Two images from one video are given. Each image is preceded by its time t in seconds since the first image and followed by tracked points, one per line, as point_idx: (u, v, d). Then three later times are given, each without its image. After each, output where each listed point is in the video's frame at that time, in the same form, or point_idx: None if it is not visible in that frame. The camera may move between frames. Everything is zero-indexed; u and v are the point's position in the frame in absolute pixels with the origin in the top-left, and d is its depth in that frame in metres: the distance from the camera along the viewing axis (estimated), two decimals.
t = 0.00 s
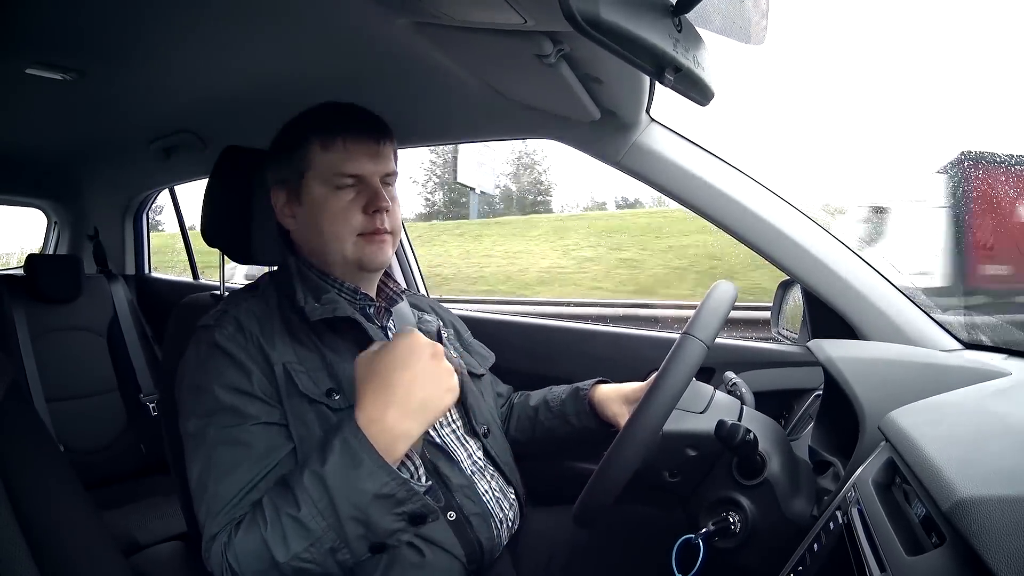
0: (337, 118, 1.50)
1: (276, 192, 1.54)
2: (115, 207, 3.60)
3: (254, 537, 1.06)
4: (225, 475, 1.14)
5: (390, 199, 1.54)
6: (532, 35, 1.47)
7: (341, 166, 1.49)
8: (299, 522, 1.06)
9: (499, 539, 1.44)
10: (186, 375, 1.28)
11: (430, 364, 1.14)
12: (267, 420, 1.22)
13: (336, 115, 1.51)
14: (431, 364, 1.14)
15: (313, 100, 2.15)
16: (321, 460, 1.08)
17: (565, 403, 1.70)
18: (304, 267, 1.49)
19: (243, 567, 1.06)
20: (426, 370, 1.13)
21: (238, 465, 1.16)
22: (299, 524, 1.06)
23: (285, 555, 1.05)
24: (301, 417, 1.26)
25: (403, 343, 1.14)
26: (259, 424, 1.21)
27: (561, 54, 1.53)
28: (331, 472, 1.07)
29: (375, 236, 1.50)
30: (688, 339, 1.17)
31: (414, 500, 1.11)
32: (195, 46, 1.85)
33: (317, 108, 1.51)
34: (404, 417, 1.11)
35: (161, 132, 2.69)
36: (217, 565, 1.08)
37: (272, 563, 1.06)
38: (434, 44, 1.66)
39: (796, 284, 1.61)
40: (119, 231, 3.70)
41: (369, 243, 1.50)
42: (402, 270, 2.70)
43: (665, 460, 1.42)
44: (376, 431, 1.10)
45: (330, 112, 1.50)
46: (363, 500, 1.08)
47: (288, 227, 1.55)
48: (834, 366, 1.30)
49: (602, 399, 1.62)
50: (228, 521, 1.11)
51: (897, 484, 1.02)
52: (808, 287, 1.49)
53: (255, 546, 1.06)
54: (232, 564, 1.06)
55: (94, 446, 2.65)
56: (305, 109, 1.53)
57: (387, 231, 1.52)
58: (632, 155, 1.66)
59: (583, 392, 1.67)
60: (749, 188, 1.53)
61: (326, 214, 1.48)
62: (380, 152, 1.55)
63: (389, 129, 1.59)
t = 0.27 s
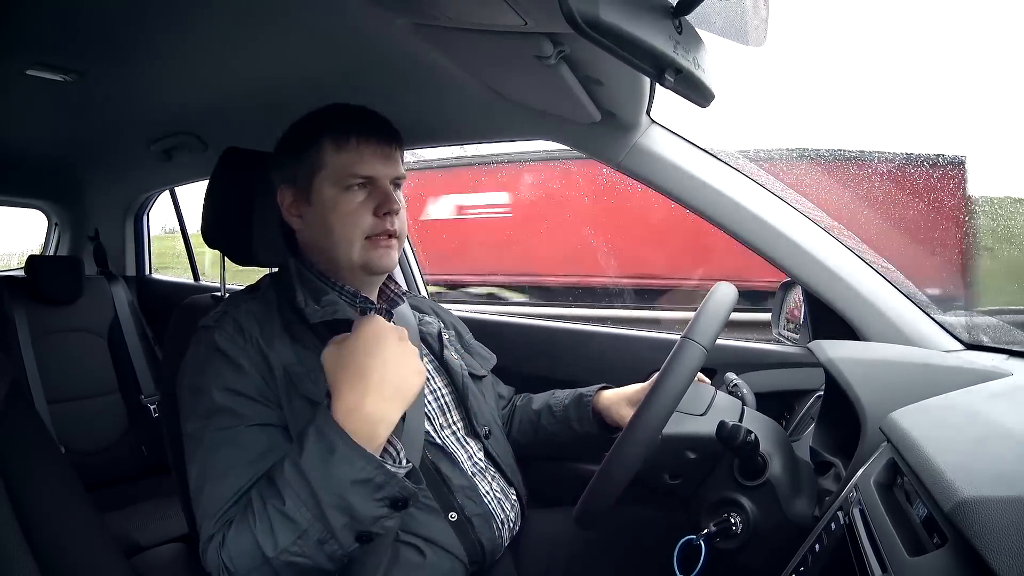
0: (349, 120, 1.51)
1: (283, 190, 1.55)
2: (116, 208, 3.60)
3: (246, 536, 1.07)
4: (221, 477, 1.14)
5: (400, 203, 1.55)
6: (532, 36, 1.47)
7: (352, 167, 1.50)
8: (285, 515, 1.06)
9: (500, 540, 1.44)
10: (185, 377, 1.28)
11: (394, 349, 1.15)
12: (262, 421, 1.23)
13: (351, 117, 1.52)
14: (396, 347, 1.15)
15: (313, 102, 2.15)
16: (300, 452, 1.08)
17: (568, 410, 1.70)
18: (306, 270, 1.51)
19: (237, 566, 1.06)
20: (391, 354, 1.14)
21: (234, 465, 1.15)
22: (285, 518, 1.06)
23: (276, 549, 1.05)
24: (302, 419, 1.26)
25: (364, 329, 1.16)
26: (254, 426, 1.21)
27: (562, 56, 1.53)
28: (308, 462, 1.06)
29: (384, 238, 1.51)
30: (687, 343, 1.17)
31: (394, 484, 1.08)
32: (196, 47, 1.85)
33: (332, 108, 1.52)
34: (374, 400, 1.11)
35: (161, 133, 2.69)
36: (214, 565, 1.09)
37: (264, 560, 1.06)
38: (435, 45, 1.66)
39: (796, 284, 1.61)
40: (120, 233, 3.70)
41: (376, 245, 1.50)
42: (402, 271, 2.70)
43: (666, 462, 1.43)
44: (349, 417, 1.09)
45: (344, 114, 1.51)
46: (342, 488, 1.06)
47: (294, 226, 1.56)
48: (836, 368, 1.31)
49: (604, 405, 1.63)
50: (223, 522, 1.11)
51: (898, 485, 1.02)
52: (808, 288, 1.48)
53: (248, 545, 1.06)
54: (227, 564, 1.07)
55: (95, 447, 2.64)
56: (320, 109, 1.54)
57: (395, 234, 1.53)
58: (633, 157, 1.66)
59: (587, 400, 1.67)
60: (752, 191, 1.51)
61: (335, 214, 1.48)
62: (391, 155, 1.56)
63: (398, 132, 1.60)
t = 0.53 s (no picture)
0: (352, 121, 1.52)
1: (285, 191, 1.55)
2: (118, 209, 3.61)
3: (250, 536, 1.06)
4: (224, 476, 1.14)
5: (403, 204, 1.56)
6: (533, 37, 1.47)
7: (356, 168, 1.50)
8: (290, 516, 1.06)
9: (501, 540, 1.44)
10: (188, 377, 1.29)
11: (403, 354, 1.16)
12: (266, 421, 1.23)
13: (354, 117, 1.53)
14: (404, 351, 1.16)
15: (314, 103, 2.15)
16: (309, 453, 1.08)
17: (571, 410, 1.70)
18: (308, 272, 1.51)
19: (241, 565, 1.06)
20: (399, 358, 1.15)
21: (237, 465, 1.16)
22: (291, 518, 1.06)
23: (279, 551, 1.05)
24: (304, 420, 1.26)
25: (374, 334, 1.17)
26: (259, 426, 1.21)
27: (563, 56, 1.53)
28: (317, 463, 1.07)
29: (387, 238, 1.51)
30: (687, 344, 1.17)
31: (401, 489, 1.08)
32: (198, 48, 1.85)
33: (335, 109, 1.52)
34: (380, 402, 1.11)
35: (162, 134, 2.69)
36: (217, 564, 1.09)
37: (268, 560, 1.06)
38: (435, 46, 1.66)
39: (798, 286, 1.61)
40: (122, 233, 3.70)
41: (380, 245, 1.50)
42: (404, 272, 2.71)
43: (668, 463, 1.41)
44: (356, 418, 1.10)
45: (348, 114, 1.52)
46: (349, 490, 1.06)
47: (297, 228, 1.56)
48: (838, 370, 1.30)
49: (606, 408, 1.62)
50: (227, 521, 1.11)
51: (899, 486, 1.02)
52: (809, 288, 1.49)
53: (252, 544, 1.06)
54: (230, 564, 1.07)
55: (96, 448, 2.65)
56: (323, 110, 1.54)
57: (398, 234, 1.53)
58: (634, 158, 1.66)
59: (590, 400, 1.67)
60: (752, 191, 1.53)
61: (339, 214, 1.49)
62: (394, 156, 1.56)
63: (399, 133, 1.61)
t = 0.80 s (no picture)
0: (354, 121, 1.52)
1: (287, 192, 1.55)
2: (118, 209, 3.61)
3: (254, 536, 1.06)
4: (227, 477, 1.14)
5: (405, 202, 1.56)
6: (535, 36, 1.47)
7: (359, 167, 1.50)
8: (297, 518, 1.06)
9: (503, 540, 1.44)
10: (190, 377, 1.28)
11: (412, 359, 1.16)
12: (268, 421, 1.23)
13: (356, 116, 1.53)
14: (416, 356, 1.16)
15: (315, 103, 2.16)
16: (317, 456, 1.08)
17: (570, 408, 1.69)
18: (309, 271, 1.51)
19: (244, 565, 1.07)
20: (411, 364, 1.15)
21: (240, 466, 1.16)
22: (298, 520, 1.06)
23: (285, 551, 1.05)
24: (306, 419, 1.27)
25: (385, 338, 1.16)
26: (262, 426, 1.21)
27: (564, 56, 1.53)
28: (326, 467, 1.07)
29: (390, 237, 1.51)
30: (689, 342, 1.17)
31: (410, 492, 1.09)
32: (199, 48, 1.85)
33: (336, 109, 1.52)
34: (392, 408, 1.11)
35: (163, 134, 2.70)
36: (219, 564, 1.09)
37: (273, 561, 1.06)
38: (436, 46, 1.66)
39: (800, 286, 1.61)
40: (122, 234, 3.70)
41: (382, 244, 1.50)
42: (404, 272, 2.71)
43: (671, 461, 1.40)
44: (368, 422, 1.10)
45: (349, 115, 1.52)
46: (358, 493, 1.06)
47: (298, 228, 1.56)
48: (839, 368, 1.30)
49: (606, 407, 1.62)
50: (229, 522, 1.11)
51: (900, 485, 1.02)
52: (811, 287, 1.49)
53: (256, 545, 1.06)
54: (233, 563, 1.07)
55: (97, 448, 2.65)
56: (324, 110, 1.55)
57: (401, 232, 1.53)
58: (636, 157, 1.66)
59: (589, 398, 1.67)
60: (755, 191, 1.53)
61: (341, 213, 1.49)
62: (396, 155, 1.57)
63: (401, 133, 1.61)
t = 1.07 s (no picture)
0: (360, 122, 1.52)
1: (292, 192, 1.56)
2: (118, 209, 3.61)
3: (268, 535, 1.06)
4: (234, 476, 1.14)
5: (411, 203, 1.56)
6: (536, 36, 1.47)
7: (365, 167, 1.51)
8: (316, 522, 1.06)
9: (504, 540, 1.44)
10: (194, 376, 1.29)
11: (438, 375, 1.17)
12: (276, 422, 1.23)
13: (364, 117, 1.52)
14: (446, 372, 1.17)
15: (316, 102, 2.15)
16: (343, 461, 1.09)
17: (569, 402, 1.71)
18: (314, 271, 1.49)
19: (254, 565, 1.06)
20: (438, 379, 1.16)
21: (246, 466, 1.16)
22: (318, 525, 1.06)
23: (300, 555, 1.05)
24: (310, 419, 1.27)
25: (418, 350, 1.17)
26: (269, 426, 1.21)
27: (565, 56, 1.53)
28: (351, 474, 1.07)
29: (394, 238, 1.52)
30: (692, 338, 1.17)
31: (433, 503, 1.10)
32: (200, 48, 1.85)
33: (343, 108, 1.52)
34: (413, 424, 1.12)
35: (164, 134, 2.69)
36: (225, 564, 1.08)
37: (285, 564, 1.06)
38: (437, 45, 1.66)
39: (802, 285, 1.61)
40: (123, 234, 3.70)
41: (387, 245, 1.51)
42: (405, 272, 2.71)
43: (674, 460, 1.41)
44: (391, 432, 1.10)
45: (356, 115, 1.51)
46: (382, 501, 1.07)
47: (303, 227, 1.57)
48: (839, 365, 1.31)
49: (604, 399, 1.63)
50: (237, 522, 1.11)
51: (902, 485, 1.02)
52: (815, 289, 1.48)
53: (268, 545, 1.06)
54: (242, 563, 1.06)
55: (98, 448, 2.65)
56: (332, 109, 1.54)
57: (406, 234, 1.54)
58: (637, 157, 1.66)
59: (586, 389, 1.68)
60: (756, 190, 1.52)
61: (347, 214, 1.49)
62: (402, 156, 1.56)
63: (408, 136, 1.61)
